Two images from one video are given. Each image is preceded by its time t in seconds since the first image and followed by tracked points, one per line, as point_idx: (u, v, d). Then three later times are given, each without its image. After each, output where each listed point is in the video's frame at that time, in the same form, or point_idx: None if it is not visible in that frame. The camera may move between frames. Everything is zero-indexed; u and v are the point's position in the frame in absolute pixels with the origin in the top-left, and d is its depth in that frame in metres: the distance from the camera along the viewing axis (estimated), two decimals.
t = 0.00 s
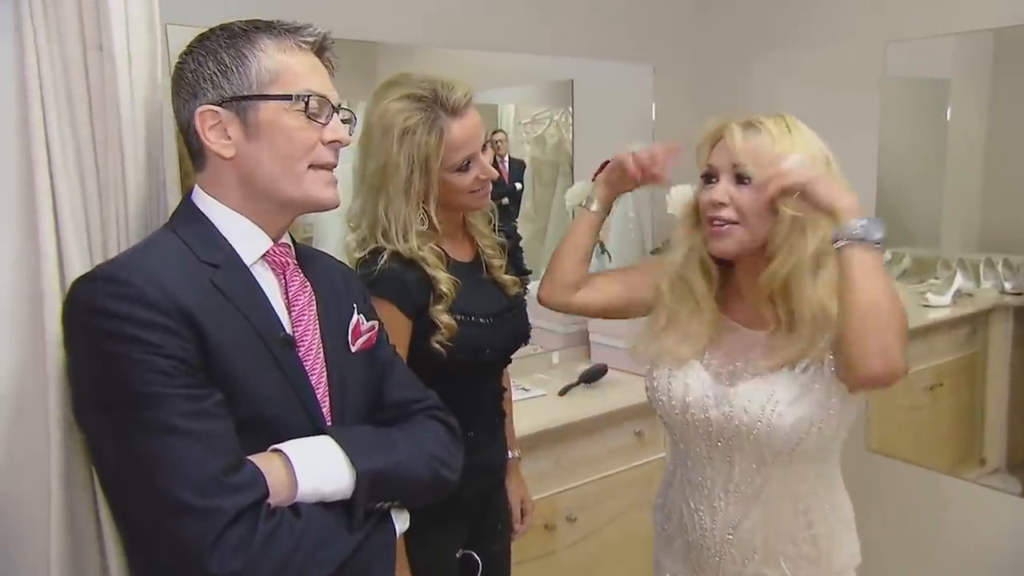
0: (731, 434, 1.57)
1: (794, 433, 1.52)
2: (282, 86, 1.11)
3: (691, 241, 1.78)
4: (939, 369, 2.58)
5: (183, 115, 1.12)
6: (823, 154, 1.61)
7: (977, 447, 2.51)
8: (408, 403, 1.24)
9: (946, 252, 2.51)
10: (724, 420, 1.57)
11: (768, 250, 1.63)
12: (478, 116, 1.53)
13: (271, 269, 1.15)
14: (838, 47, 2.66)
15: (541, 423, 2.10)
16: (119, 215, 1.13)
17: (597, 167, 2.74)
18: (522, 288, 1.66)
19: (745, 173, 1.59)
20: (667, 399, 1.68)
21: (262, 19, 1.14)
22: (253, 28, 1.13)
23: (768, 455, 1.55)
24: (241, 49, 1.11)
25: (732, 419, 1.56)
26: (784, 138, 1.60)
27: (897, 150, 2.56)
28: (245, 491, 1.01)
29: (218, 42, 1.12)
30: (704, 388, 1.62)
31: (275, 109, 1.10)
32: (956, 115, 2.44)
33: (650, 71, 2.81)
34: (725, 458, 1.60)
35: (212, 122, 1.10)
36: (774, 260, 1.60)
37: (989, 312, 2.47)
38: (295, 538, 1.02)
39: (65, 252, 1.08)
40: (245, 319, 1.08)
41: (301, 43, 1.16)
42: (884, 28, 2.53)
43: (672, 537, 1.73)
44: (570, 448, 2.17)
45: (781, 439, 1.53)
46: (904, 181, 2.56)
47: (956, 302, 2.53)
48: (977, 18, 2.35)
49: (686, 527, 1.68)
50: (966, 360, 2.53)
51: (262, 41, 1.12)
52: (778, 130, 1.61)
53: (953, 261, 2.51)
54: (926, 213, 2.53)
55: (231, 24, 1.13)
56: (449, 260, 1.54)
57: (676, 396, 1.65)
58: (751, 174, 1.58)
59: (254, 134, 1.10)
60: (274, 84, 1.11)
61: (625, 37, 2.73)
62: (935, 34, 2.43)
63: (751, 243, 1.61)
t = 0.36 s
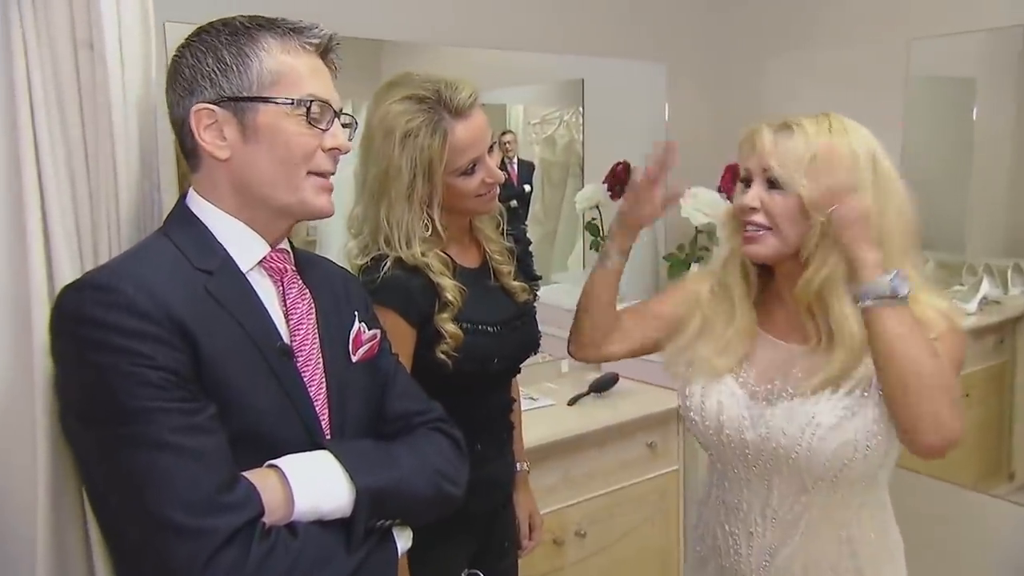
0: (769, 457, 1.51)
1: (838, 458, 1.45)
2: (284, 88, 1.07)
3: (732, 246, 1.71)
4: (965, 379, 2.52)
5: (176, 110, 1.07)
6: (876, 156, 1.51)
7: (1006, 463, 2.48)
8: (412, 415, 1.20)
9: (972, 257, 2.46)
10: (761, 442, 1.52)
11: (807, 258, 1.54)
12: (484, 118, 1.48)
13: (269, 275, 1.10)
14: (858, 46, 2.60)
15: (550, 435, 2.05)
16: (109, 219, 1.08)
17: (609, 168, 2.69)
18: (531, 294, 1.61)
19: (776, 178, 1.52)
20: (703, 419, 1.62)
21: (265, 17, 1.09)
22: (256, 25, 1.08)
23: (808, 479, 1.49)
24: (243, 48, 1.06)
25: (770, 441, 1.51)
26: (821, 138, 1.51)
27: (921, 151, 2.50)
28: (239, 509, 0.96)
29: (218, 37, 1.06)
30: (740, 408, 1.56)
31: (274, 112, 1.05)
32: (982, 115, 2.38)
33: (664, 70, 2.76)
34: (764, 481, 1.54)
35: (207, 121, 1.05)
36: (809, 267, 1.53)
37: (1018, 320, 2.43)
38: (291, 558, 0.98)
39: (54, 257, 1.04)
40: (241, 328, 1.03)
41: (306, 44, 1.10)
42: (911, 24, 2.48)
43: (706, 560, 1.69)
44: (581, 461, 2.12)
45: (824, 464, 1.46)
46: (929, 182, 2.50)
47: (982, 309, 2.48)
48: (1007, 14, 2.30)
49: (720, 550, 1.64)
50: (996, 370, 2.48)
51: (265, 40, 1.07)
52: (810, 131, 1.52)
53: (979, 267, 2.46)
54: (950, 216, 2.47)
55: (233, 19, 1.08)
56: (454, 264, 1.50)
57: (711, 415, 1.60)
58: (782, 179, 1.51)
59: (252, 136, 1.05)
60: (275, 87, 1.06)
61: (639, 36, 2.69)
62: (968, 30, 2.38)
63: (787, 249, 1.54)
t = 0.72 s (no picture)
0: (791, 473, 1.47)
1: (865, 476, 1.41)
2: (296, 96, 1.03)
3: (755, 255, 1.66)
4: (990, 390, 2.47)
5: (171, 116, 1.02)
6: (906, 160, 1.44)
7: None
8: (409, 428, 1.17)
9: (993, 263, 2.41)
10: (784, 457, 1.47)
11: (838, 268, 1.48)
12: (484, 121, 1.45)
13: (261, 283, 1.06)
14: (875, 46, 2.55)
15: (554, 447, 2.01)
16: (97, 224, 1.04)
17: (618, 172, 2.59)
18: (535, 302, 1.58)
19: (800, 186, 1.46)
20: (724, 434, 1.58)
21: (268, 18, 1.04)
22: (261, 28, 1.03)
23: (832, 497, 1.44)
24: (252, 51, 1.02)
25: (793, 456, 1.46)
26: (848, 144, 1.44)
27: (942, 153, 2.45)
28: (229, 527, 0.93)
29: (223, 38, 1.01)
30: (763, 422, 1.52)
31: (287, 120, 1.02)
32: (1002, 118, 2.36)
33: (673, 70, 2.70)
34: (786, 499, 1.50)
35: (215, 127, 1.00)
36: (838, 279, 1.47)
37: None
38: None
39: (40, 261, 1.01)
40: (230, 337, 1.00)
41: (310, 49, 1.07)
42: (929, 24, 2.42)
43: None
44: (585, 475, 2.10)
45: (850, 482, 1.41)
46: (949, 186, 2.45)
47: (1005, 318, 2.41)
48: None
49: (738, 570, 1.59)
50: None
51: (274, 44, 1.03)
52: (835, 136, 1.46)
53: (1000, 275, 2.42)
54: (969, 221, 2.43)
55: (235, 19, 1.03)
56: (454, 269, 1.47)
57: (732, 429, 1.56)
58: (806, 187, 1.45)
59: (263, 143, 1.01)
60: (288, 94, 1.02)
61: (649, 37, 2.64)
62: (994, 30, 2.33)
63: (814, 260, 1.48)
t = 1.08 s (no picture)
0: (806, 486, 1.43)
1: (883, 491, 1.37)
2: (279, 90, 1.00)
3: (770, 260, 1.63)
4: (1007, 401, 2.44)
5: (160, 115, 1.00)
6: (935, 165, 1.45)
7: None
8: (408, 436, 1.14)
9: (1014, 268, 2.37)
10: (798, 470, 1.43)
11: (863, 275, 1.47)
12: (485, 120, 1.44)
13: (257, 287, 1.04)
14: (886, 46, 2.51)
15: (558, 454, 1.98)
16: (88, 227, 1.03)
17: (623, 175, 2.58)
18: (535, 307, 1.56)
19: (832, 187, 1.43)
20: (735, 442, 1.53)
21: (255, 14, 1.02)
22: (246, 24, 1.01)
23: (848, 511, 1.41)
24: (235, 48, 0.99)
25: (808, 468, 1.42)
26: (878, 146, 1.43)
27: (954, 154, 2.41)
28: (223, 537, 0.90)
29: (207, 36, 0.99)
30: (777, 433, 1.47)
31: (270, 114, 0.99)
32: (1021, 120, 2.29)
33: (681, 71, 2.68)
34: (799, 512, 1.46)
35: (198, 124, 0.98)
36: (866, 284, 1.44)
37: None
38: None
39: (30, 269, 0.99)
40: (225, 342, 0.97)
41: (297, 43, 1.04)
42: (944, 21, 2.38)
43: None
44: (590, 483, 2.07)
45: (867, 497, 1.38)
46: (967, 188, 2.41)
47: None
48: None
49: None
50: None
51: (257, 39, 1.01)
52: (866, 139, 1.44)
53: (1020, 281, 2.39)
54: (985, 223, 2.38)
55: (220, 18, 1.01)
56: (451, 271, 1.45)
57: (743, 439, 1.51)
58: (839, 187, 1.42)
59: (246, 139, 0.99)
60: (270, 89, 1.00)
61: (656, 36, 2.61)
62: (1008, 28, 2.28)
63: (842, 262, 1.44)
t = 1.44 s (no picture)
0: (804, 492, 1.41)
1: (879, 493, 1.35)
2: (290, 94, 0.99)
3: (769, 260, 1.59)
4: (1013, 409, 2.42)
5: (167, 124, 0.97)
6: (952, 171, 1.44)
7: None
8: (408, 445, 1.13)
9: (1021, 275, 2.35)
10: (796, 475, 1.41)
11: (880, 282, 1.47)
12: (482, 121, 1.42)
13: (255, 292, 1.02)
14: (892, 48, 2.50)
15: (558, 462, 1.96)
16: (85, 228, 1.01)
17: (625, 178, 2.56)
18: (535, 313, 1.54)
19: (880, 192, 1.41)
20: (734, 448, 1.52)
21: (257, 15, 1.00)
22: (249, 25, 0.99)
23: (848, 517, 1.39)
24: (243, 51, 0.97)
25: (805, 473, 1.40)
26: (912, 151, 1.42)
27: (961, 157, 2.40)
28: (217, 547, 0.88)
29: (211, 38, 0.96)
30: (773, 438, 1.45)
31: (286, 120, 0.98)
32: None
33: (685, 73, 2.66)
34: (800, 520, 1.44)
35: (209, 131, 0.96)
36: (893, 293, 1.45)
37: None
38: None
39: (24, 272, 0.97)
40: (220, 347, 0.95)
41: (300, 45, 1.02)
42: (951, 22, 2.37)
43: None
44: (592, 491, 2.05)
45: (865, 500, 1.36)
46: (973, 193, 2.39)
47: None
48: None
49: None
50: None
51: (263, 41, 0.98)
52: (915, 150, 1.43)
53: None
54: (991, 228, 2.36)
55: (220, 18, 0.98)
56: (451, 280, 1.43)
57: (742, 446, 1.49)
58: (890, 194, 1.40)
59: (259, 145, 0.97)
60: (283, 94, 0.98)
61: (661, 37, 2.59)
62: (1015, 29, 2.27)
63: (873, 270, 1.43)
